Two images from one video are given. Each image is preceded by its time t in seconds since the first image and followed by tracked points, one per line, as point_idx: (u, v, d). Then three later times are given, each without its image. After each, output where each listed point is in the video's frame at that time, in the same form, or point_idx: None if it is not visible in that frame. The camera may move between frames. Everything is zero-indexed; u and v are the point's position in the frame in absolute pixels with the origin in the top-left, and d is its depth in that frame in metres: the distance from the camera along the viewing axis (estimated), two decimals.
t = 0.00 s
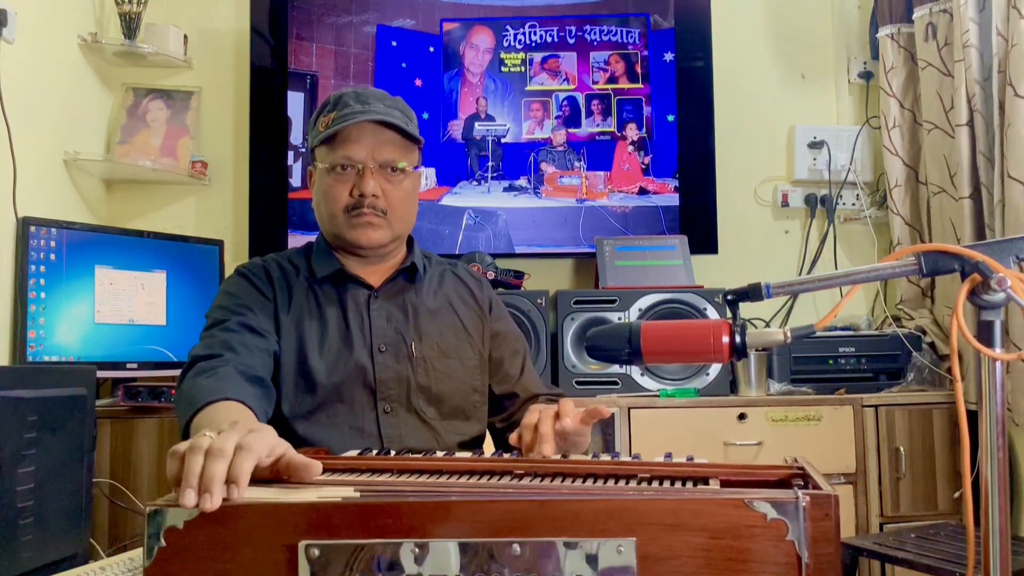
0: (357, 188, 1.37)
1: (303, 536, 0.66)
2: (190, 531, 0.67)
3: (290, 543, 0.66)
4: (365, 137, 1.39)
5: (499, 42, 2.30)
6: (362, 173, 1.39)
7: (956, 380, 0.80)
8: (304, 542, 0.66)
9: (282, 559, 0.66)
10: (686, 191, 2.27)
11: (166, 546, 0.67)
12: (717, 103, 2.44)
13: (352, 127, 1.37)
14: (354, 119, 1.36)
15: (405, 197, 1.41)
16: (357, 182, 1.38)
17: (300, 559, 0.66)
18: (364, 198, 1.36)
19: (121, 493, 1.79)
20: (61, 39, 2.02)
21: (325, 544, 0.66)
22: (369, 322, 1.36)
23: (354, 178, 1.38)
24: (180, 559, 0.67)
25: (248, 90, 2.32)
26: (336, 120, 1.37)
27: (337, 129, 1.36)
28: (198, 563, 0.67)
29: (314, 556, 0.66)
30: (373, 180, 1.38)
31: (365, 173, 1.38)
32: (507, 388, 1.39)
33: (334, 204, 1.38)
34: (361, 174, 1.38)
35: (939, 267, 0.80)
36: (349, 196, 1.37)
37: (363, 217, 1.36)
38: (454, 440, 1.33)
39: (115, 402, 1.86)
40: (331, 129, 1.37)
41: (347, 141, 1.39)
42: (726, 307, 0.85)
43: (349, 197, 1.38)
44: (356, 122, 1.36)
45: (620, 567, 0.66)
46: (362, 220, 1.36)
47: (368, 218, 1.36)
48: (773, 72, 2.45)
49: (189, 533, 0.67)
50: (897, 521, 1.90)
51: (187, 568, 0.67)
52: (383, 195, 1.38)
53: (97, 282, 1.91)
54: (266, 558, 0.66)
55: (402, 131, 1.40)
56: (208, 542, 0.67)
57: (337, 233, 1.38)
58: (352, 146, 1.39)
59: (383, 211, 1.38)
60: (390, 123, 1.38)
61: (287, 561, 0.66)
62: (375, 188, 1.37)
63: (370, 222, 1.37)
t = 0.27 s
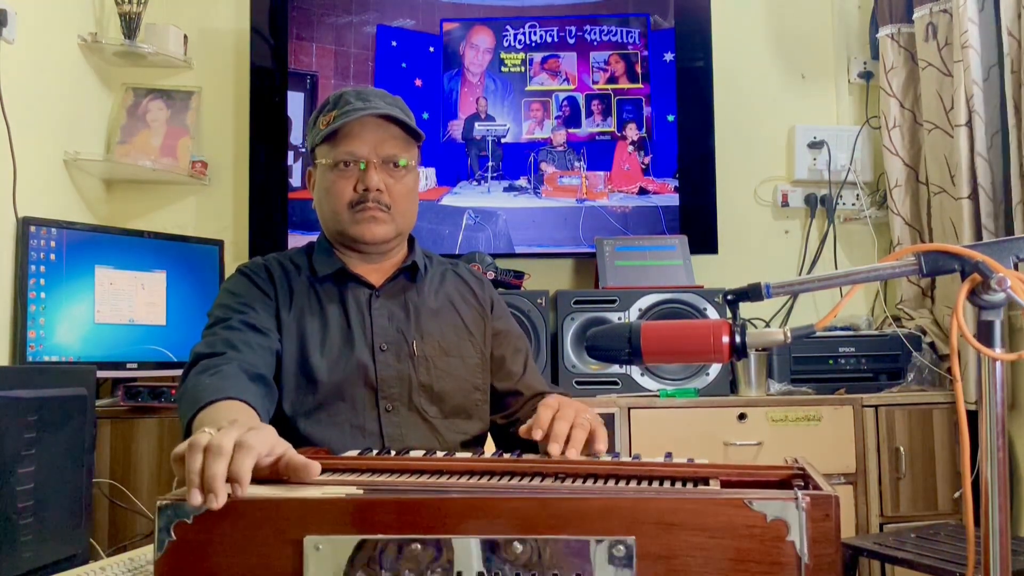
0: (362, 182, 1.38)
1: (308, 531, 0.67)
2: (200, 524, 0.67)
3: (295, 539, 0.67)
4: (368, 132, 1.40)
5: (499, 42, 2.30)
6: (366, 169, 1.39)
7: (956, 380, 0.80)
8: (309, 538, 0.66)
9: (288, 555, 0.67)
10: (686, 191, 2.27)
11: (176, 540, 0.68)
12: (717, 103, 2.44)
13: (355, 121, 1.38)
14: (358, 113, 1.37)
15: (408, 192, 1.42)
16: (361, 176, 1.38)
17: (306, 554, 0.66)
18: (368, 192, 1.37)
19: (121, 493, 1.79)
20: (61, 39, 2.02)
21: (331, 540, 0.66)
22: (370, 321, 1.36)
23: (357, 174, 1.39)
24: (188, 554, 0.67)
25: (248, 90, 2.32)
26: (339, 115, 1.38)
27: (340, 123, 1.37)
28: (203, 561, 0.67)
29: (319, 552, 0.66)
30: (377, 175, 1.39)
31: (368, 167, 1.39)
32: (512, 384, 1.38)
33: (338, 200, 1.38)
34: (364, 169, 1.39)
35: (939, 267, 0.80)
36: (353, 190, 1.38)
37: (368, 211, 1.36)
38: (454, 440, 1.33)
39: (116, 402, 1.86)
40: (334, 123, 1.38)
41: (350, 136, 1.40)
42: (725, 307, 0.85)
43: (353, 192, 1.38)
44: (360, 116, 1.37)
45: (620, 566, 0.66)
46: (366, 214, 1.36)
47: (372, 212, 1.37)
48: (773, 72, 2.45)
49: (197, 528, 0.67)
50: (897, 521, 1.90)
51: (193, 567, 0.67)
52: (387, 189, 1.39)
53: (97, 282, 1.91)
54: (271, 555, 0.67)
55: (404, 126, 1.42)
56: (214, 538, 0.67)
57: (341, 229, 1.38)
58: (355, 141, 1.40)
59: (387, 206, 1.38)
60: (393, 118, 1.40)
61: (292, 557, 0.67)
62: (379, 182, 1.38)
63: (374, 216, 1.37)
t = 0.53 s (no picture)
0: (363, 179, 1.38)
1: (302, 537, 0.67)
2: (189, 530, 0.67)
3: (287, 544, 0.67)
4: (371, 130, 1.40)
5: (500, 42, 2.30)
6: (368, 166, 1.39)
7: (956, 380, 0.80)
8: (303, 543, 0.66)
9: (281, 559, 0.66)
10: (686, 191, 2.27)
11: (163, 546, 0.67)
12: (717, 102, 2.44)
13: (358, 119, 1.38)
14: (361, 110, 1.37)
15: (409, 191, 1.42)
16: (363, 174, 1.39)
17: (299, 558, 0.66)
18: (370, 190, 1.37)
19: (121, 492, 1.78)
20: (61, 39, 2.02)
21: (325, 545, 0.66)
22: (371, 320, 1.36)
23: (359, 171, 1.39)
24: (181, 559, 0.67)
25: (248, 90, 2.32)
26: (343, 113, 1.38)
27: (343, 121, 1.37)
28: (198, 565, 0.67)
29: (313, 557, 0.66)
30: (379, 172, 1.39)
31: (370, 165, 1.39)
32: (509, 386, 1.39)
33: (340, 197, 1.38)
34: (366, 167, 1.39)
35: (939, 267, 0.80)
36: (355, 188, 1.38)
37: (369, 209, 1.36)
38: (455, 440, 1.33)
39: (116, 402, 1.86)
40: (338, 121, 1.38)
41: (353, 134, 1.40)
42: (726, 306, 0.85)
43: (355, 189, 1.38)
44: (363, 114, 1.37)
45: (619, 567, 0.66)
46: (368, 211, 1.36)
47: (374, 210, 1.37)
48: (773, 72, 2.45)
49: (189, 531, 0.67)
50: (897, 521, 1.90)
51: (186, 569, 0.67)
52: (388, 188, 1.39)
53: (97, 282, 1.91)
54: (267, 558, 0.67)
55: (406, 124, 1.43)
56: (211, 540, 0.67)
57: (342, 226, 1.38)
58: (357, 139, 1.40)
59: (389, 204, 1.38)
60: (396, 117, 1.40)
61: (286, 563, 0.66)
62: (380, 180, 1.38)
63: (376, 213, 1.37)
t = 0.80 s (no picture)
0: (360, 178, 1.38)
1: (307, 532, 0.67)
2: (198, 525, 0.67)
3: (294, 539, 0.67)
4: (368, 130, 1.41)
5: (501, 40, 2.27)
6: (364, 165, 1.39)
7: (957, 380, 0.80)
8: (309, 538, 0.66)
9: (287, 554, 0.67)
10: (686, 191, 2.27)
11: (173, 542, 0.67)
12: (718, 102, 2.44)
13: (355, 119, 1.39)
14: (357, 110, 1.38)
15: (407, 190, 1.41)
16: (360, 173, 1.39)
17: (305, 555, 0.66)
18: (367, 189, 1.37)
19: (121, 492, 1.79)
20: (61, 39, 2.02)
21: (331, 542, 0.66)
22: (372, 320, 1.36)
23: (356, 171, 1.39)
24: (189, 555, 0.67)
25: (248, 90, 2.32)
26: (339, 114, 1.40)
27: (340, 121, 1.39)
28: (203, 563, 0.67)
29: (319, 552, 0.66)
30: (376, 171, 1.39)
31: (367, 165, 1.39)
32: (509, 383, 1.39)
33: (337, 197, 1.38)
34: (363, 166, 1.39)
35: (939, 267, 0.80)
36: (352, 188, 1.38)
37: (366, 208, 1.36)
38: (455, 440, 1.33)
39: (116, 402, 1.86)
40: (334, 122, 1.39)
41: (350, 134, 1.40)
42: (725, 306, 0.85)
43: (352, 189, 1.38)
44: (359, 114, 1.38)
45: (619, 565, 0.66)
46: (365, 211, 1.36)
47: (371, 209, 1.36)
48: (773, 72, 2.45)
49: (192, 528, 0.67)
50: (898, 521, 1.90)
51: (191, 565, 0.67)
52: (386, 187, 1.39)
53: (97, 282, 1.91)
54: (270, 555, 0.67)
55: (403, 124, 1.43)
56: (214, 538, 0.67)
57: (341, 226, 1.38)
58: (355, 139, 1.40)
59: (387, 203, 1.38)
60: (393, 116, 1.40)
61: (291, 559, 0.67)
62: (377, 179, 1.38)
63: (373, 213, 1.37)
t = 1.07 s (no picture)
0: (363, 178, 1.38)
1: (316, 524, 0.68)
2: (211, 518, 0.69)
3: (305, 530, 0.68)
4: (369, 129, 1.40)
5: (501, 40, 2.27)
6: (366, 164, 1.39)
7: (956, 380, 0.80)
8: (317, 530, 0.68)
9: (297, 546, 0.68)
10: (686, 191, 2.27)
11: (189, 535, 0.70)
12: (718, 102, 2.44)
13: (355, 118, 1.39)
14: (357, 109, 1.38)
15: (409, 188, 1.42)
16: (362, 172, 1.39)
17: (315, 547, 0.68)
18: (370, 188, 1.37)
19: (121, 493, 1.79)
20: (61, 39, 2.02)
21: (338, 533, 0.67)
22: (372, 320, 1.36)
23: (359, 170, 1.39)
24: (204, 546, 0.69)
25: (248, 90, 2.32)
26: (338, 113, 1.39)
27: (339, 121, 1.38)
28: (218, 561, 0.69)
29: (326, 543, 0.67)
30: (377, 170, 1.39)
31: (368, 163, 1.39)
32: (507, 388, 1.39)
33: (340, 197, 1.38)
34: (365, 165, 1.39)
35: (939, 267, 0.80)
36: (355, 187, 1.38)
37: (370, 207, 1.36)
38: (455, 441, 1.33)
39: (116, 402, 1.86)
40: (334, 122, 1.38)
41: (351, 133, 1.40)
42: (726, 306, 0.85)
43: (355, 188, 1.38)
44: (359, 113, 1.38)
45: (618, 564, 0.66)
46: (369, 210, 1.36)
47: (375, 208, 1.37)
48: (773, 72, 2.45)
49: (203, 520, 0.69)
50: (898, 521, 1.90)
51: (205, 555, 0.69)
52: (388, 186, 1.39)
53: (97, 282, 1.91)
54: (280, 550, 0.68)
55: (403, 122, 1.42)
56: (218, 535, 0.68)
57: (344, 225, 1.39)
58: (355, 138, 1.40)
59: (389, 201, 1.38)
60: (393, 114, 1.40)
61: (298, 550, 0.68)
62: (380, 177, 1.38)
63: (377, 211, 1.37)
